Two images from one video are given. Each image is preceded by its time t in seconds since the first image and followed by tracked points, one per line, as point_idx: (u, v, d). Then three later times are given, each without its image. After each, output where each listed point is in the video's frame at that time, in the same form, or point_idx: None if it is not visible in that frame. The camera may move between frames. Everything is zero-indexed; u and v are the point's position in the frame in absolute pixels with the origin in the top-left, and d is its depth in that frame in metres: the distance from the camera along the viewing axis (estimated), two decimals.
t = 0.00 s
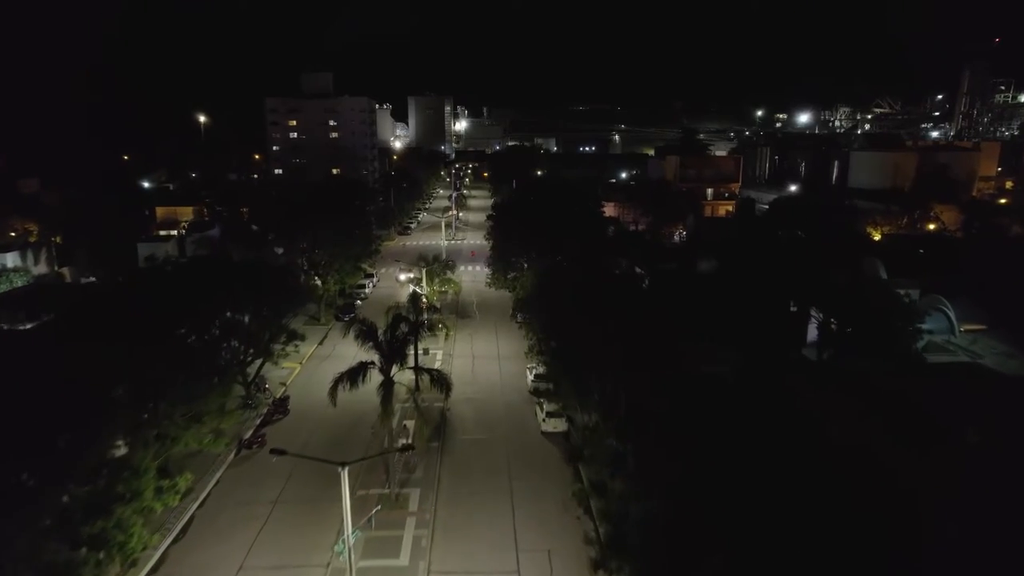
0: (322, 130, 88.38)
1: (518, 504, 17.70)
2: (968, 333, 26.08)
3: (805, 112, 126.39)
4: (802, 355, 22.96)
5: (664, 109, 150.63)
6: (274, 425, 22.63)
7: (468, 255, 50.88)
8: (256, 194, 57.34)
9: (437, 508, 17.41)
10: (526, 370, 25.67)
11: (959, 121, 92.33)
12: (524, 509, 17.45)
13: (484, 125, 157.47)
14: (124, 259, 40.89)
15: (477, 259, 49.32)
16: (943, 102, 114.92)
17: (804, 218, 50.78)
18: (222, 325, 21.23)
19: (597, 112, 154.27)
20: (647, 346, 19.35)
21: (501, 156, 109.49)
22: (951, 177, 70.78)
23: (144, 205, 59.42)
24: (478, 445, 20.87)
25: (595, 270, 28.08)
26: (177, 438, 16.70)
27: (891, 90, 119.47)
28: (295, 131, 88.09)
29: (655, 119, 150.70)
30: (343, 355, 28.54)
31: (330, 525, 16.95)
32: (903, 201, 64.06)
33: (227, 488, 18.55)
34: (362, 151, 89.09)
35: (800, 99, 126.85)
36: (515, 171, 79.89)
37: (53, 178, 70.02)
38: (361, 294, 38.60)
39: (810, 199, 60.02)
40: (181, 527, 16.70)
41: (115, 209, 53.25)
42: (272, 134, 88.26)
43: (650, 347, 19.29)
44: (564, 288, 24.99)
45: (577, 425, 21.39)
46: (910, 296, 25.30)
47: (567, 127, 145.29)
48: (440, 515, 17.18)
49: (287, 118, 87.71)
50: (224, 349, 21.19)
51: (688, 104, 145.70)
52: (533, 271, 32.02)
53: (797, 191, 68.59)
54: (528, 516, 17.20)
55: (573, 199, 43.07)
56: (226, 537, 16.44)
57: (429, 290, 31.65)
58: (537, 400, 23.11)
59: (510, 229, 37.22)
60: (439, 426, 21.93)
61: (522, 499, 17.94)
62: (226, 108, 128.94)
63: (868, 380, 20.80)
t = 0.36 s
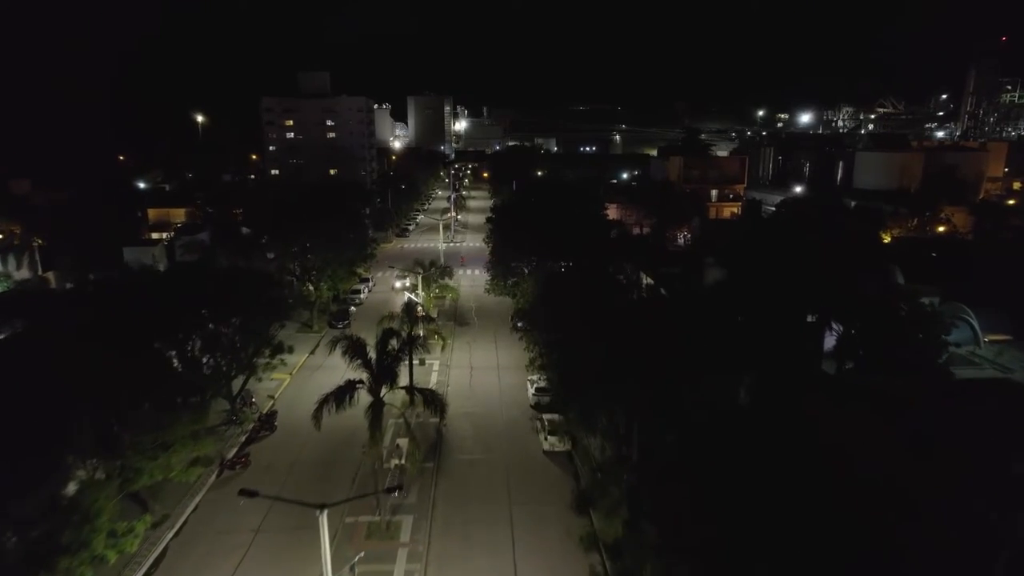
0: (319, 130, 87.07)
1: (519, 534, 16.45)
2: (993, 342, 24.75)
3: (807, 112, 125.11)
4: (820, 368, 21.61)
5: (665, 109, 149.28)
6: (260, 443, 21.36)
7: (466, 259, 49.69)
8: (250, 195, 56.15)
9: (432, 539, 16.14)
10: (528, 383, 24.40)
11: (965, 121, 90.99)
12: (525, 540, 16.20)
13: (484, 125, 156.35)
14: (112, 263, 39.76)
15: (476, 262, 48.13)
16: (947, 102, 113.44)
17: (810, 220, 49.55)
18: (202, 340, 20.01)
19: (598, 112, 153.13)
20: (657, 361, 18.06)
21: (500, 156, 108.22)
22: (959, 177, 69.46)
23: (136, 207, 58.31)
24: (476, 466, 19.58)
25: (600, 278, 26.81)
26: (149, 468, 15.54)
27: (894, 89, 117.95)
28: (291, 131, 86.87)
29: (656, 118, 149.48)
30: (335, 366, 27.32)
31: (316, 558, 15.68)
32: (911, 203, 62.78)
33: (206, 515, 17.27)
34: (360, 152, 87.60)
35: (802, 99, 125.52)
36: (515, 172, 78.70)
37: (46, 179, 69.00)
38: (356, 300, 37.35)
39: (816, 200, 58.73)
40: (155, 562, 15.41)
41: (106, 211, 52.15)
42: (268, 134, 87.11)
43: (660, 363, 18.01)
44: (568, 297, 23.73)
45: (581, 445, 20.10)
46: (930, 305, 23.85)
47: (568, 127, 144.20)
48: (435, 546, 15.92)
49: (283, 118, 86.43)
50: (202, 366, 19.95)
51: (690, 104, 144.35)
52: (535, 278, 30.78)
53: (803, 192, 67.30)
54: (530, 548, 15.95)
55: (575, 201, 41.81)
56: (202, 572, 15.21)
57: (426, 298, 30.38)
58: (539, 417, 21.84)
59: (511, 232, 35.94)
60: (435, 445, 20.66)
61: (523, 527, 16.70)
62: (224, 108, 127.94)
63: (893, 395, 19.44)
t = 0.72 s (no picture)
0: (316, 130, 85.65)
1: (518, 567, 15.26)
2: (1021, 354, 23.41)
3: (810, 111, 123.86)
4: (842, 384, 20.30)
5: (666, 109, 147.89)
6: (245, 462, 20.19)
7: (465, 262, 48.38)
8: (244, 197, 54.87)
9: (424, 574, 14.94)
10: (529, 398, 23.12)
11: (970, 121, 89.73)
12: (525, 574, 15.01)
13: (484, 125, 154.76)
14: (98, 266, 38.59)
15: (475, 266, 46.83)
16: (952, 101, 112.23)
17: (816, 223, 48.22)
18: (181, 355, 18.71)
19: (599, 111, 152.11)
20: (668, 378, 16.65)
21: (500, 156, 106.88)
22: (966, 178, 68.27)
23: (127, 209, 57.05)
24: (474, 490, 18.33)
25: (606, 287, 25.52)
26: (109, 503, 14.20)
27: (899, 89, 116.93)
28: (288, 131, 85.54)
29: (657, 118, 148.31)
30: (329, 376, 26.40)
31: None
32: (919, 203, 61.53)
33: (182, 544, 16.09)
34: (357, 152, 86.07)
35: (805, 99, 124.33)
36: (515, 172, 77.48)
37: (37, 178, 67.87)
38: (350, 306, 36.10)
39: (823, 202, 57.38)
40: None
41: (96, 212, 50.95)
42: (264, 134, 85.87)
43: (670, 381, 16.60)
44: (572, 306, 22.47)
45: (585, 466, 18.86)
46: (955, 315, 22.55)
47: (569, 127, 143.09)
48: None
49: (280, 118, 85.13)
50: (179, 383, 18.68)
51: (691, 103, 142.97)
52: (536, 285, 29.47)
53: (808, 193, 65.93)
54: None
55: (577, 204, 40.59)
56: None
57: (424, 306, 29.04)
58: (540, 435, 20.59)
59: (511, 237, 34.62)
60: (430, 466, 19.42)
61: (523, 560, 15.49)
62: (221, 108, 126.74)
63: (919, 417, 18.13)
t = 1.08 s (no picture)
0: (314, 130, 84.49)
1: None
2: None
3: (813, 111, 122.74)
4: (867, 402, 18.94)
5: (667, 109, 146.63)
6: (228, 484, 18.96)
7: (463, 266, 47.08)
8: (237, 200, 53.68)
9: None
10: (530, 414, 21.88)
11: (977, 121, 88.59)
12: None
13: (484, 125, 153.31)
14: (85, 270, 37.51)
15: (474, 270, 45.55)
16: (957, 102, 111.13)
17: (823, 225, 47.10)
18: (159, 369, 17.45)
19: (600, 111, 151.04)
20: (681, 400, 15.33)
21: (499, 156, 105.70)
22: (974, 179, 67.12)
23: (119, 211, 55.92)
24: (470, 518, 17.12)
25: (613, 299, 24.30)
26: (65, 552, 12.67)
27: (903, 89, 115.92)
28: (285, 131, 84.54)
29: (659, 118, 147.16)
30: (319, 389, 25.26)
31: None
32: (927, 204, 60.37)
33: None
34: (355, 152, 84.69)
35: (808, 99, 123.25)
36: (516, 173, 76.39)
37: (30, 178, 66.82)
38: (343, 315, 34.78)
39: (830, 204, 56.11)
40: None
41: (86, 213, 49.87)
42: (261, 134, 84.73)
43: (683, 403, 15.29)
44: (578, 317, 21.13)
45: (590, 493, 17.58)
46: (983, 326, 21.31)
47: (569, 127, 142.02)
48: None
49: (277, 118, 84.13)
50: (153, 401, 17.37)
51: (692, 103, 141.82)
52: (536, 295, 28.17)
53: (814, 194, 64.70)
54: None
55: (580, 206, 39.43)
56: None
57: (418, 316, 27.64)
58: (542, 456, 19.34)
59: (509, 242, 33.31)
60: (423, 491, 18.19)
61: None
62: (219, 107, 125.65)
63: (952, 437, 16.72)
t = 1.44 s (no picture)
0: (311, 130, 83.23)
1: None
2: None
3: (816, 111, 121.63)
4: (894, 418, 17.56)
5: (668, 109, 145.50)
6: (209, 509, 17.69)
7: (462, 270, 45.87)
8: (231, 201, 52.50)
9: None
10: (530, 432, 20.61)
11: (984, 121, 87.27)
12: None
13: (484, 125, 151.69)
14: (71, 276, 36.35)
15: (472, 274, 44.36)
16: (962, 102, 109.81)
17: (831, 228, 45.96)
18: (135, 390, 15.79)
19: (600, 112, 149.93)
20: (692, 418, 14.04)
21: (499, 156, 104.61)
22: (983, 180, 65.86)
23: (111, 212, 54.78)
24: (466, 549, 15.85)
25: (619, 314, 23.07)
26: None
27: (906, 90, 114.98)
28: (281, 130, 83.25)
29: (660, 118, 146.07)
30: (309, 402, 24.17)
31: None
32: (936, 206, 59.10)
33: None
34: (353, 151, 83.45)
35: (811, 98, 122.04)
36: (516, 173, 75.26)
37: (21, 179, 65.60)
38: (336, 321, 33.49)
39: (836, 206, 54.94)
40: None
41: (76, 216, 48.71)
42: (257, 134, 83.48)
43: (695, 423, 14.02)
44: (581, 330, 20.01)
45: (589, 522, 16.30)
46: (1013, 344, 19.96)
47: (570, 127, 140.83)
48: None
49: (273, 117, 82.84)
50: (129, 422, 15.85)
51: (693, 103, 140.71)
52: (538, 305, 26.94)
53: (819, 196, 63.54)
54: None
55: (583, 208, 38.19)
56: None
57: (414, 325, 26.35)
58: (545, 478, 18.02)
59: (509, 247, 32.06)
60: (415, 518, 16.92)
61: None
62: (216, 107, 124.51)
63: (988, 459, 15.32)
